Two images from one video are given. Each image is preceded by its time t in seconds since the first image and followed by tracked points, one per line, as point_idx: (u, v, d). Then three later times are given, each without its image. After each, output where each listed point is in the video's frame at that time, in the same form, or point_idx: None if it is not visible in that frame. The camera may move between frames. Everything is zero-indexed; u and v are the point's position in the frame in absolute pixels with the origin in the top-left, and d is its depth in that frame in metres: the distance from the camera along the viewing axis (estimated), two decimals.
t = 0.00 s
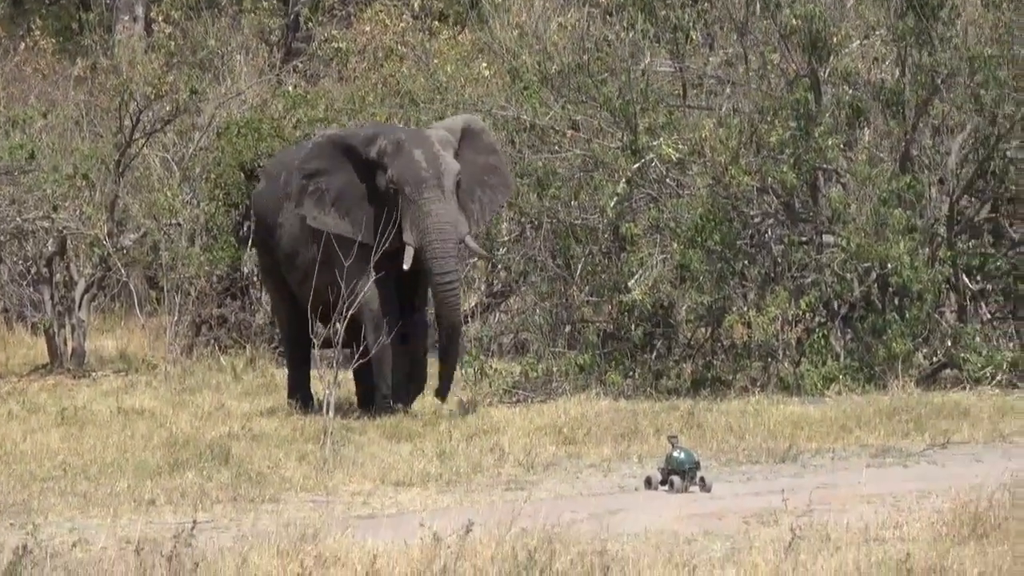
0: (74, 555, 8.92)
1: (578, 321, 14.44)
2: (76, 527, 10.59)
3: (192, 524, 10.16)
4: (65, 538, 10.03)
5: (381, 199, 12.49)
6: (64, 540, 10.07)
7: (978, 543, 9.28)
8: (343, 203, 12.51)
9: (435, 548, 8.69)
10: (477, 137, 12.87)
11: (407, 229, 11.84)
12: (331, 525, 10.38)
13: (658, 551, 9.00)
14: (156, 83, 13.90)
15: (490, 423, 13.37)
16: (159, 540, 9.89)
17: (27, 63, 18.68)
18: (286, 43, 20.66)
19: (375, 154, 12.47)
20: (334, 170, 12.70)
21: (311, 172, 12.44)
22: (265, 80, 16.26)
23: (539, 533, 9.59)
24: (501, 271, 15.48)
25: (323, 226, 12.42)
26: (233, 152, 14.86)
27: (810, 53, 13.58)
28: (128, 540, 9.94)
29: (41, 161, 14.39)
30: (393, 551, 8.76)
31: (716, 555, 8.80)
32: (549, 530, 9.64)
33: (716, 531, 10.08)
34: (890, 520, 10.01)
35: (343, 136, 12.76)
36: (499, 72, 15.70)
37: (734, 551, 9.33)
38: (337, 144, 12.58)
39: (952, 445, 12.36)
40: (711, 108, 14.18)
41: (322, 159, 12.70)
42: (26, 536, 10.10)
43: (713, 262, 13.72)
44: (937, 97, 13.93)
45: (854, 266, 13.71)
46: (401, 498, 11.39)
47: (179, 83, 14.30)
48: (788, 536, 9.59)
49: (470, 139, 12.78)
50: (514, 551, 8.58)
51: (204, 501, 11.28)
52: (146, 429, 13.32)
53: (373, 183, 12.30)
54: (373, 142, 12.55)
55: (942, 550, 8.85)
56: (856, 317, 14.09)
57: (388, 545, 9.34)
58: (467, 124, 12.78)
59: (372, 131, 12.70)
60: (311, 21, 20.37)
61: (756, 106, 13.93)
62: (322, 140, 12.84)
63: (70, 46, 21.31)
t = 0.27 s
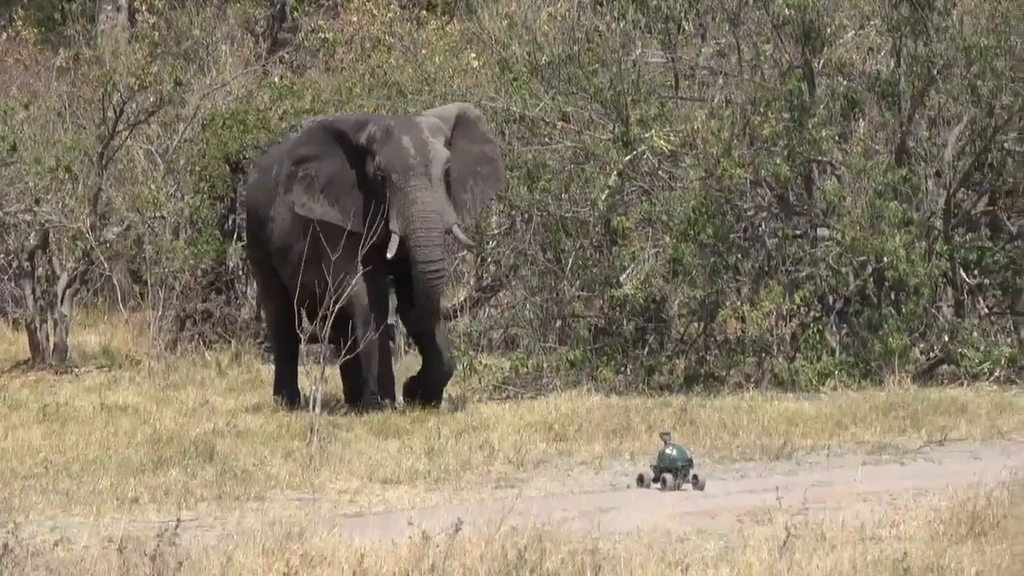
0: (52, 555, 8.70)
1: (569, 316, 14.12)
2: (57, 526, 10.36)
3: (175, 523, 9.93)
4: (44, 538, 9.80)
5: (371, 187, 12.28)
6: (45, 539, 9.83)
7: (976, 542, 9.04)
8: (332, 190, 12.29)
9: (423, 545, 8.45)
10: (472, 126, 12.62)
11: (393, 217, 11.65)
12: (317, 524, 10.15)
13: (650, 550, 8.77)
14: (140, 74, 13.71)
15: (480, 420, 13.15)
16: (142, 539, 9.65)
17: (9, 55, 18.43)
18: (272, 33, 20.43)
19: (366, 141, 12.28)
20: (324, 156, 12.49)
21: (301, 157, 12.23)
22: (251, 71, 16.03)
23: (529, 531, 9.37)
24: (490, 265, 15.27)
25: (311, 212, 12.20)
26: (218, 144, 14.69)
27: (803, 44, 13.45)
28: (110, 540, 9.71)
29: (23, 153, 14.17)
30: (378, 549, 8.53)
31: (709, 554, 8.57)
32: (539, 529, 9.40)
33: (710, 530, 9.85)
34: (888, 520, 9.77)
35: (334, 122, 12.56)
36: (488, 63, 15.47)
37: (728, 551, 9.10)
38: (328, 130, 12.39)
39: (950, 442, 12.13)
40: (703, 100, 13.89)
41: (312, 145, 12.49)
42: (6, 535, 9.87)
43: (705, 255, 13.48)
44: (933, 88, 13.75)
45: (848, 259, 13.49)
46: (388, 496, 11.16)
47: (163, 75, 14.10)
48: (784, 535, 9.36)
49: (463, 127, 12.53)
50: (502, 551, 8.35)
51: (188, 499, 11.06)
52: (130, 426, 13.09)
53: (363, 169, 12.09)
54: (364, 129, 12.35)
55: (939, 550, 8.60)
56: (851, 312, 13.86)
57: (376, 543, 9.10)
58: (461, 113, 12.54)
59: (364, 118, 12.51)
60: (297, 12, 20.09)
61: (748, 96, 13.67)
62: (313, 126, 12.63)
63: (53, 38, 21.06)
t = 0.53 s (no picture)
0: (30, 567, 7.96)
1: (581, 314, 13.51)
2: (42, 535, 9.65)
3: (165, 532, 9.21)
4: (22, 548, 9.07)
5: (374, 170, 11.50)
6: (28, 549, 9.12)
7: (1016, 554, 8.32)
8: (333, 171, 11.52)
9: (429, 558, 7.73)
10: (487, 108, 11.67)
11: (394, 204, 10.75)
12: (315, 534, 9.44)
13: (671, 561, 8.06)
14: (127, 58, 12.94)
15: (487, 424, 12.42)
16: (131, 549, 8.95)
17: None
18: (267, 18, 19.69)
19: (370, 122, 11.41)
20: (327, 134, 11.71)
21: (300, 135, 11.48)
22: (246, 56, 15.30)
23: (540, 541, 8.63)
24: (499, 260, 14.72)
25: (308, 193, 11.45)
26: (211, 132, 14.00)
27: (828, 28, 12.59)
28: (99, 549, 9.00)
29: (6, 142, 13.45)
30: (380, 562, 7.79)
31: (732, 566, 7.85)
32: (551, 539, 8.68)
33: (731, 540, 9.13)
34: (923, 527, 9.04)
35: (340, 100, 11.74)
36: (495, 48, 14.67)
37: (751, 560, 8.38)
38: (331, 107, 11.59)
39: (984, 447, 11.41)
40: (722, 86, 13.14)
41: (315, 122, 11.71)
42: None
43: (724, 251, 12.67)
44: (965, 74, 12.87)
45: (876, 255, 12.69)
46: (391, 504, 10.46)
47: (152, 59, 13.39)
48: (810, 545, 8.62)
49: (477, 110, 11.60)
50: (512, 564, 7.62)
51: (179, 508, 10.34)
52: (118, 430, 12.37)
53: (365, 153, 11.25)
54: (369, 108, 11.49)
55: (976, 563, 7.89)
56: (879, 310, 13.12)
57: (377, 554, 8.37)
58: (476, 94, 11.61)
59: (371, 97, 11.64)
60: None
61: (770, 82, 12.88)
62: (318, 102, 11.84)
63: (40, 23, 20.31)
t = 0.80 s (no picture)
0: (39, 568, 7.77)
1: (596, 312, 13.27)
2: (50, 535, 9.48)
3: (176, 533, 9.03)
4: (30, 548, 8.89)
5: (394, 161, 11.38)
6: (37, 549, 8.95)
7: None
8: (350, 160, 11.52)
9: (444, 559, 7.57)
10: (509, 102, 11.58)
11: (413, 201, 10.73)
12: (327, 534, 9.27)
13: (687, 561, 7.89)
14: (136, 53, 12.63)
15: (502, 423, 12.23)
16: (142, 550, 8.77)
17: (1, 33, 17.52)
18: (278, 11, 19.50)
19: (391, 114, 11.34)
20: (348, 123, 11.72)
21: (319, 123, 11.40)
22: (257, 49, 15.12)
23: (556, 542, 8.45)
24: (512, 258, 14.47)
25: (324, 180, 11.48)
26: (220, 127, 13.80)
27: (848, 22, 12.49)
28: (108, 549, 8.83)
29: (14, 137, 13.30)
30: (394, 562, 7.60)
31: (750, 568, 7.67)
32: (567, 539, 8.51)
33: (749, 540, 8.96)
34: (946, 526, 8.86)
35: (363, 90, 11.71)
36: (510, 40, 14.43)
37: (769, 561, 8.21)
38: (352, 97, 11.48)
39: (1005, 446, 11.24)
40: (740, 80, 12.99)
41: (336, 111, 11.73)
42: None
43: (742, 249, 12.42)
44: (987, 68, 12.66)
45: (897, 251, 12.46)
46: (405, 504, 10.29)
47: (163, 53, 13.23)
48: (827, 545, 8.42)
49: (499, 104, 11.52)
50: (529, 565, 7.43)
51: (190, 508, 10.16)
52: (127, 429, 12.20)
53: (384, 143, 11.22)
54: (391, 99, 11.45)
55: (999, 564, 7.72)
56: (899, 308, 12.94)
57: (391, 554, 8.19)
58: (498, 86, 11.52)
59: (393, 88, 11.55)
60: None
61: (788, 76, 12.67)
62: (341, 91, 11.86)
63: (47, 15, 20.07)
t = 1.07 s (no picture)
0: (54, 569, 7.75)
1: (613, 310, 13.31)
2: (68, 536, 9.46)
3: (192, 533, 9.01)
4: (49, 548, 8.87)
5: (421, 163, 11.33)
6: (54, 549, 8.93)
7: None
8: (376, 161, 11.47)
9: (461, 557, 7.55)
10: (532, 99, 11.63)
11: (441, 213, 10.77)
12: (343, 533, 9.25)
13: (703, 558, 7.85)
14: (152, 52, 12.69)
15: (520, 422, 12.23)
16: (157, 550, 8.74)
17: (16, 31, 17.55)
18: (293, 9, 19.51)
19: (418, 118, 11.24)
20: (374, 122, 11.62)
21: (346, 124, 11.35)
22: (272, 48, 15.12)
23: (574, 540, 8.43)
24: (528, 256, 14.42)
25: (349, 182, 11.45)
26: (236, 126, 13.89)
27: (865, 16, 12.41)
28: (124, 549, 8.80)
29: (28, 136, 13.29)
30: (413, 560, 7.58)
31: (767, 566, 7.63)
32: (583, 538, 8.48)
33: (766, 538, 8.94)
34: (964, 524, 8.84)
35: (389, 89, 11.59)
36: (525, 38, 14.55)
37: (786, 559, 8.17)
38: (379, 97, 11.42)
39: (1022, 443, 11.21)
40: (755, 77, 12.98)
41: (362, 109, 11.63)
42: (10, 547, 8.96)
43: (758, 246, 12.49)
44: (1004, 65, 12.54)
45: (913, 249, 12.44)
46: (422, 504, 10.27)
47: (178, 52, 13.12)
48: (844, 542, 8.39)
49: (523, 103, 11.55)
50: (548, 563, 7.40)
51: (207, 508, 10.14)
52: (144, 429, 12.19)
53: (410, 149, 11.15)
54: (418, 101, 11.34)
55: (1016, 562, 7.68)
56: (916, 305, 12.92)
57: (408, 553, 8.16)
58: (523, 86, 11.52)
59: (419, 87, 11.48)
60: None
61: (804, 73, 12.62)
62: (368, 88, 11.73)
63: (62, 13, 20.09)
